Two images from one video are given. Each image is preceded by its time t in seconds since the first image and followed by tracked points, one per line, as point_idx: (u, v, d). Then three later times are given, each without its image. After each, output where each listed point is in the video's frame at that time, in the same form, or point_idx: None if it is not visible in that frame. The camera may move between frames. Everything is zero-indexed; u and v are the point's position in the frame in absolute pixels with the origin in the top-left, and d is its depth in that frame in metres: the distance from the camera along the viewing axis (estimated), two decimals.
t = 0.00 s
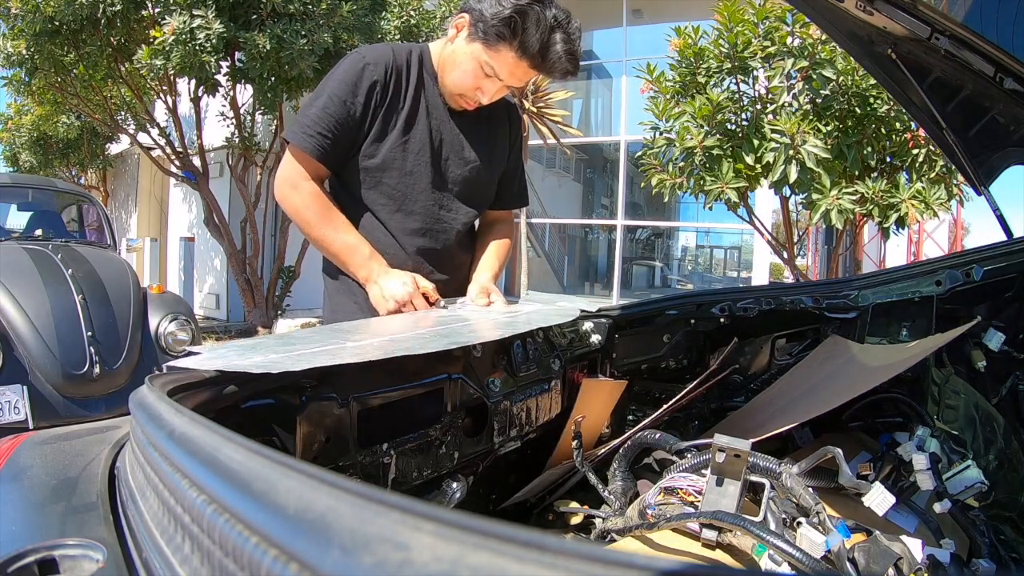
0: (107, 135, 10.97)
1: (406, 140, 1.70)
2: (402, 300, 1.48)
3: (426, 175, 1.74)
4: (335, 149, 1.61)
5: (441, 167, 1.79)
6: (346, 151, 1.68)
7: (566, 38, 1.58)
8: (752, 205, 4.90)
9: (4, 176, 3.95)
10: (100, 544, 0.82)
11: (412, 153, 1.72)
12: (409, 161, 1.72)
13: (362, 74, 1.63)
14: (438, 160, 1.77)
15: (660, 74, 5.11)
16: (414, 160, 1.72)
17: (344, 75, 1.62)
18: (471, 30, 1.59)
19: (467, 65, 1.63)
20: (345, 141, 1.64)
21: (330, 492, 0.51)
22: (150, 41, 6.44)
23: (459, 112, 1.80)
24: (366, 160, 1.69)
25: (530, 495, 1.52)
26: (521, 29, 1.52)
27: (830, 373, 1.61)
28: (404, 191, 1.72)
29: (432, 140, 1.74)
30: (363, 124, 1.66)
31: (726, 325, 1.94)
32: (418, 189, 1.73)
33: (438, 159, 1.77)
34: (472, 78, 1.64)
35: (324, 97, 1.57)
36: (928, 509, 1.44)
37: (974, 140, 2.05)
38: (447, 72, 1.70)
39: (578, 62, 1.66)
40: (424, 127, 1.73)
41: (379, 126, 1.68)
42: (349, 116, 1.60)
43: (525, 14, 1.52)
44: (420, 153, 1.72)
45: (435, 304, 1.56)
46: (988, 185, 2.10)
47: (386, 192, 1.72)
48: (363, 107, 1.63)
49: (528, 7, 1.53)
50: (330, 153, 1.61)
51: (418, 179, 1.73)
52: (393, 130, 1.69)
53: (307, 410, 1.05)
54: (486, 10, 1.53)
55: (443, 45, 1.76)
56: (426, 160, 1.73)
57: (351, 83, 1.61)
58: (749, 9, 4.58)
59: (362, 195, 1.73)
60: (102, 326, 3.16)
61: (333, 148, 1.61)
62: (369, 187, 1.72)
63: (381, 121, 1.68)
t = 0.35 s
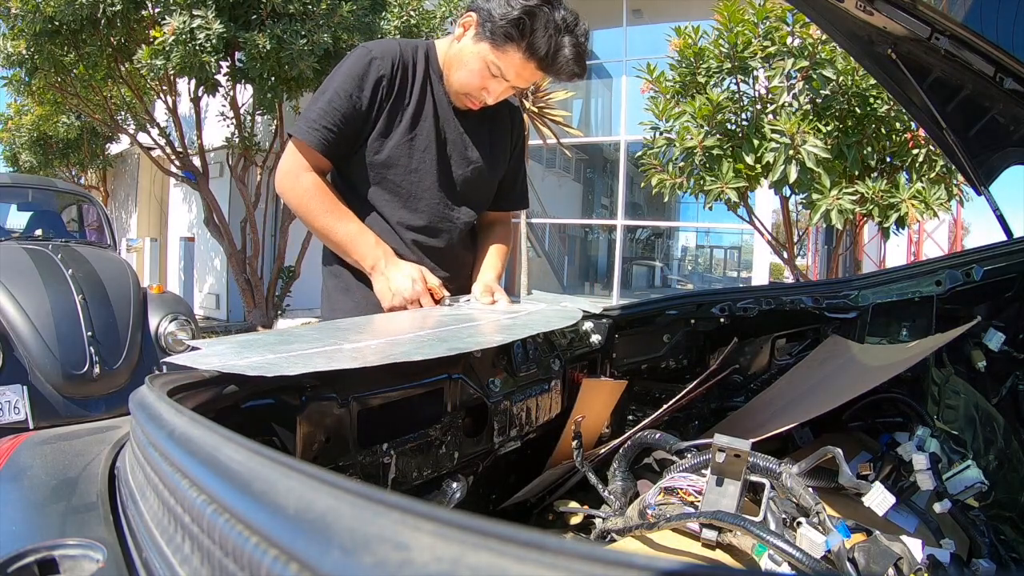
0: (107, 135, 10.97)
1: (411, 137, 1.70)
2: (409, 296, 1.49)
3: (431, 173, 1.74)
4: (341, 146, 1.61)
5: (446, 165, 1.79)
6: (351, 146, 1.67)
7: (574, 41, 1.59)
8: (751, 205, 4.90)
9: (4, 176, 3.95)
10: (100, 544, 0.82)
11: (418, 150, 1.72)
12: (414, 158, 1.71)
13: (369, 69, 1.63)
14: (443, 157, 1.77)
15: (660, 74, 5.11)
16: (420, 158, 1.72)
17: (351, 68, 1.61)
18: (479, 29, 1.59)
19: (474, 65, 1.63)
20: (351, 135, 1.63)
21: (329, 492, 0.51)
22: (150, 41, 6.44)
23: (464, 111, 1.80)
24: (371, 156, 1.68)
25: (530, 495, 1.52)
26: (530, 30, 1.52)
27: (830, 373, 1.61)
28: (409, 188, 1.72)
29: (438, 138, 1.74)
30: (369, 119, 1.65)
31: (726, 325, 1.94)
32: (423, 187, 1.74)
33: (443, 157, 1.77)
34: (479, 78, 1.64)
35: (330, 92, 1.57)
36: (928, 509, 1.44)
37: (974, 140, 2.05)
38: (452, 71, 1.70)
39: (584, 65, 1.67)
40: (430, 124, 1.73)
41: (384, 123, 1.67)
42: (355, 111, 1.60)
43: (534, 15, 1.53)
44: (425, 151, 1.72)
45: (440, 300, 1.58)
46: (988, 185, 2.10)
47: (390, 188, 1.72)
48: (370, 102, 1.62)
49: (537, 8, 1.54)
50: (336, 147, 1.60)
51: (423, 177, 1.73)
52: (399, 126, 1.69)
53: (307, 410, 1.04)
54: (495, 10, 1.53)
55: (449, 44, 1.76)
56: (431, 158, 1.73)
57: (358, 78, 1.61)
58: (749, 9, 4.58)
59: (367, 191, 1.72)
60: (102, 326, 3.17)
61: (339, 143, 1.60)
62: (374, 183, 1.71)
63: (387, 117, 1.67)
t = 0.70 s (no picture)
0: (107, 135, 10.98)
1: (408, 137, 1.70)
2: (407, 297, 1.48)
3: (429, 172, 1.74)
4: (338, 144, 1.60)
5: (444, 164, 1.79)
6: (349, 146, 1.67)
7: (570, 39, 1.59)
8: (751, 205, 4.90)
9: (4, 176, 3.95)
10: (100, 544, 0.82)
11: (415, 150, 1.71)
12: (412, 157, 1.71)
13: (366, 69, 1.63)
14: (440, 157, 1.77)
15: (660, 74, 5.12)
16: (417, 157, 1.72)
17: (348, 68, 1.61)
18: (475, 28, 1.59)
19: (469, 64, 1.62)
20: (348, 135, 1.63)
21: (330, 492, 0.51)
22: (150, 41, 6.44)
23: (462, 111, 1.81)
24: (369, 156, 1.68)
25: (530, 495, 1.52)
26: (525, 28, 1.52)
27: (830, 373, 1.61)
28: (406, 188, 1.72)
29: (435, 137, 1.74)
30: (367, 118, 1.65)
31: (726, 325, 1.94)
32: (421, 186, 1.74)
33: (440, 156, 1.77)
34: (474, 76, 1.63)
35: (328, 91, 1.56)
36: (928, 509, 1.45)
37: (974, 140, 2.05)
38: (448, 70, 1.69)
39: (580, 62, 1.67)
40: (427, 124, 1.73)
41: (381, 122, 1.67)
42: (352, 110, 1.60)
43: (529, 13, 1.53)
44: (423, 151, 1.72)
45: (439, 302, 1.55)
46: (988, 185, 2.10)
47: (388, 188, 1.71)
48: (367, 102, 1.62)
49: (533, 5, 1.54)
50: (333, 148, 1.59)
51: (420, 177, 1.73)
52: (396, 125, 1.69)
53: (307, 410, 1.04)
54: (491, 8, 1.53)
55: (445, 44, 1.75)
56: (429, 157, 1.73)
57: (356, 77, 1.61)
58: (749, 9, 4.58)
59: (365, 190, 1.72)
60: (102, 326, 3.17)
61: (336, 143, 1.60)
62: (371, 183, 1.70)
63: (384, 116, 1.67)
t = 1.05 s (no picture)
0: (107, 135, 10.97)
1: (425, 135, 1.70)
2: (414, 298, 1.49)
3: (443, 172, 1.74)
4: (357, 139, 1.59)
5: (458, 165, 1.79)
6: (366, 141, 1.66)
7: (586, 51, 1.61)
8: (751, 205, 4.90)
9: (4, 176, 3.95)
10: (100, 544, 0.82)
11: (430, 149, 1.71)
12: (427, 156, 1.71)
13: (388, 65, 1.63)
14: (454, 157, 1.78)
15: (660, 74, 5.12)
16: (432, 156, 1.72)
17: (371, 63, 1.61)
18: (495, 33, 1.59)
19: (487, 68, 1.63)
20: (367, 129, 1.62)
21: (330, 492, 0.51)
22: (150, 41, 6.44)
23: (477, 114, 1.82)
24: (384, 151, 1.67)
25: (530, 495, 1.52)
26: (545, 37, 1.53)
27: (830, 373, 1.61)
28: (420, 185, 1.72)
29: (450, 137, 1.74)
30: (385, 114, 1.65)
31: (726, 325, 1.94)
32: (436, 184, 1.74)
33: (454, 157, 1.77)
34: (491, 81, 1.64)
35: (351, 84, 1.56)
36: (928, 509, 1.45)
37: (974, 141, 2.05)
38: (465, 74, 1.70)
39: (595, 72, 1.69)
40: (443, 124, 1.74)
41: (400, 119, 1.67)
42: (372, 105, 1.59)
43: (551, 23, 1.54)
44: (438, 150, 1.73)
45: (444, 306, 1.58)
46: (988, 185, 2.10)
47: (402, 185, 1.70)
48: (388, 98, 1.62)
49: (554, 16, 1.55)
50: (352, 141, 1.59)
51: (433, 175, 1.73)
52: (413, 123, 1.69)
53: (307, 410, 1.04)
54: (512, 16, 1.53)
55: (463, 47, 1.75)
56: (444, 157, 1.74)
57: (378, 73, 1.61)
58: (749, 9, 4.58)
59: (377, 186, 1.70)
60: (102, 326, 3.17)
61: (355, 137, 1.59)
62: (385, 179, 1.69)
63: (403, 113, 1.67)
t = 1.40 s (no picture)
0: (107, 135, 10.98)
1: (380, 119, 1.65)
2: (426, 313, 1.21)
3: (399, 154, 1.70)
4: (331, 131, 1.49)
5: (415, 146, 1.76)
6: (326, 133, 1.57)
7: None
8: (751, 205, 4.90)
9: (4, 176, 3.95)
10: (100, 545, 0.82)
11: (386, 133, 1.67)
12: (385, 140, 1.66)
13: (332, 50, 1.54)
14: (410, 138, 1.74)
15: (660, 74, 5.12)
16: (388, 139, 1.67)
17: (314, 50, 1.51)
18: None
19: (417, 37, 1.57)
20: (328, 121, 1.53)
21: (330, 492, 0.51)
22: (150, 41, 6.44)
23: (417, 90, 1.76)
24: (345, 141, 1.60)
25: (530, 495, 1.52)
26: None
27: (830, 373, 1.61)
28: (382, 171, 1.67)
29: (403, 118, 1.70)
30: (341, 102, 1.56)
31: (726, 325, 1.94)
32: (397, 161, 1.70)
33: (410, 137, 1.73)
34: (427, 52, 1.59)
35: (303, 77, 1.46)
36: (929, 509, 1.45)
37: (973, 141, 2.05)
38: (399, 48, 1.64)
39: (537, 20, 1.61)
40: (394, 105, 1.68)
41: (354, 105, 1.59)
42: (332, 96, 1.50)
43: None
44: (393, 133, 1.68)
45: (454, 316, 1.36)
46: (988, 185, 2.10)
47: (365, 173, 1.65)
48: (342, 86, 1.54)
49: None
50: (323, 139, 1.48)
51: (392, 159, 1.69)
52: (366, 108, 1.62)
53: (307, 410, 1.04)
54: None
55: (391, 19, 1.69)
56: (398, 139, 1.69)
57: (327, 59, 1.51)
58: (749, 9, 4.58)
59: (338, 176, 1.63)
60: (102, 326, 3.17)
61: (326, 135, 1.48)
62: (345, 168, 1.62)
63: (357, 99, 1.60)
